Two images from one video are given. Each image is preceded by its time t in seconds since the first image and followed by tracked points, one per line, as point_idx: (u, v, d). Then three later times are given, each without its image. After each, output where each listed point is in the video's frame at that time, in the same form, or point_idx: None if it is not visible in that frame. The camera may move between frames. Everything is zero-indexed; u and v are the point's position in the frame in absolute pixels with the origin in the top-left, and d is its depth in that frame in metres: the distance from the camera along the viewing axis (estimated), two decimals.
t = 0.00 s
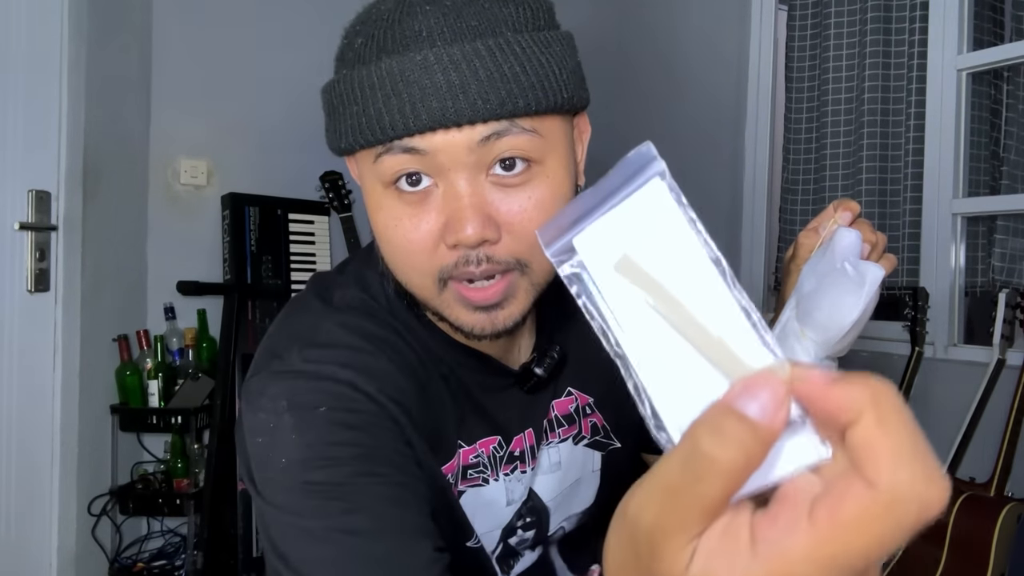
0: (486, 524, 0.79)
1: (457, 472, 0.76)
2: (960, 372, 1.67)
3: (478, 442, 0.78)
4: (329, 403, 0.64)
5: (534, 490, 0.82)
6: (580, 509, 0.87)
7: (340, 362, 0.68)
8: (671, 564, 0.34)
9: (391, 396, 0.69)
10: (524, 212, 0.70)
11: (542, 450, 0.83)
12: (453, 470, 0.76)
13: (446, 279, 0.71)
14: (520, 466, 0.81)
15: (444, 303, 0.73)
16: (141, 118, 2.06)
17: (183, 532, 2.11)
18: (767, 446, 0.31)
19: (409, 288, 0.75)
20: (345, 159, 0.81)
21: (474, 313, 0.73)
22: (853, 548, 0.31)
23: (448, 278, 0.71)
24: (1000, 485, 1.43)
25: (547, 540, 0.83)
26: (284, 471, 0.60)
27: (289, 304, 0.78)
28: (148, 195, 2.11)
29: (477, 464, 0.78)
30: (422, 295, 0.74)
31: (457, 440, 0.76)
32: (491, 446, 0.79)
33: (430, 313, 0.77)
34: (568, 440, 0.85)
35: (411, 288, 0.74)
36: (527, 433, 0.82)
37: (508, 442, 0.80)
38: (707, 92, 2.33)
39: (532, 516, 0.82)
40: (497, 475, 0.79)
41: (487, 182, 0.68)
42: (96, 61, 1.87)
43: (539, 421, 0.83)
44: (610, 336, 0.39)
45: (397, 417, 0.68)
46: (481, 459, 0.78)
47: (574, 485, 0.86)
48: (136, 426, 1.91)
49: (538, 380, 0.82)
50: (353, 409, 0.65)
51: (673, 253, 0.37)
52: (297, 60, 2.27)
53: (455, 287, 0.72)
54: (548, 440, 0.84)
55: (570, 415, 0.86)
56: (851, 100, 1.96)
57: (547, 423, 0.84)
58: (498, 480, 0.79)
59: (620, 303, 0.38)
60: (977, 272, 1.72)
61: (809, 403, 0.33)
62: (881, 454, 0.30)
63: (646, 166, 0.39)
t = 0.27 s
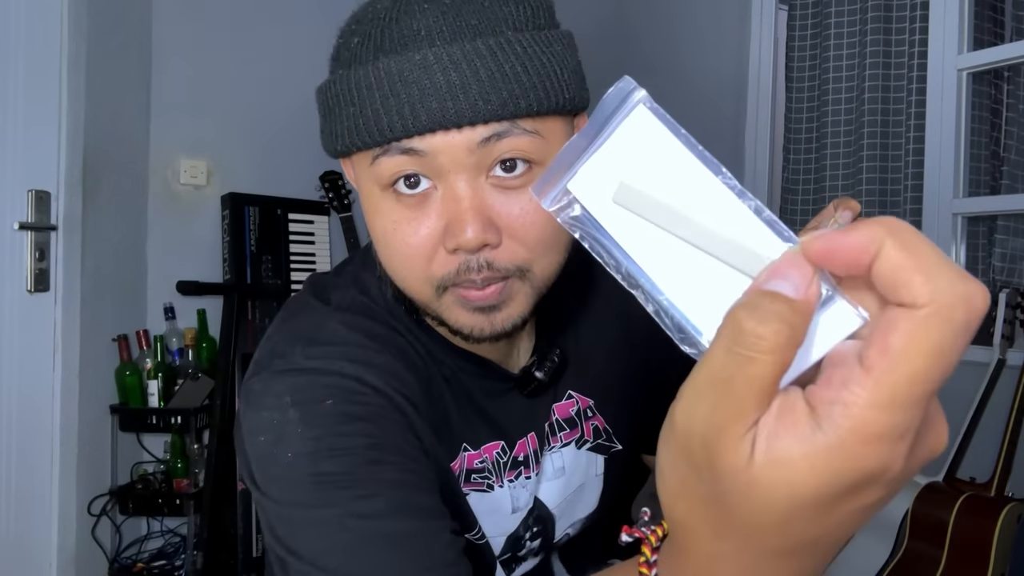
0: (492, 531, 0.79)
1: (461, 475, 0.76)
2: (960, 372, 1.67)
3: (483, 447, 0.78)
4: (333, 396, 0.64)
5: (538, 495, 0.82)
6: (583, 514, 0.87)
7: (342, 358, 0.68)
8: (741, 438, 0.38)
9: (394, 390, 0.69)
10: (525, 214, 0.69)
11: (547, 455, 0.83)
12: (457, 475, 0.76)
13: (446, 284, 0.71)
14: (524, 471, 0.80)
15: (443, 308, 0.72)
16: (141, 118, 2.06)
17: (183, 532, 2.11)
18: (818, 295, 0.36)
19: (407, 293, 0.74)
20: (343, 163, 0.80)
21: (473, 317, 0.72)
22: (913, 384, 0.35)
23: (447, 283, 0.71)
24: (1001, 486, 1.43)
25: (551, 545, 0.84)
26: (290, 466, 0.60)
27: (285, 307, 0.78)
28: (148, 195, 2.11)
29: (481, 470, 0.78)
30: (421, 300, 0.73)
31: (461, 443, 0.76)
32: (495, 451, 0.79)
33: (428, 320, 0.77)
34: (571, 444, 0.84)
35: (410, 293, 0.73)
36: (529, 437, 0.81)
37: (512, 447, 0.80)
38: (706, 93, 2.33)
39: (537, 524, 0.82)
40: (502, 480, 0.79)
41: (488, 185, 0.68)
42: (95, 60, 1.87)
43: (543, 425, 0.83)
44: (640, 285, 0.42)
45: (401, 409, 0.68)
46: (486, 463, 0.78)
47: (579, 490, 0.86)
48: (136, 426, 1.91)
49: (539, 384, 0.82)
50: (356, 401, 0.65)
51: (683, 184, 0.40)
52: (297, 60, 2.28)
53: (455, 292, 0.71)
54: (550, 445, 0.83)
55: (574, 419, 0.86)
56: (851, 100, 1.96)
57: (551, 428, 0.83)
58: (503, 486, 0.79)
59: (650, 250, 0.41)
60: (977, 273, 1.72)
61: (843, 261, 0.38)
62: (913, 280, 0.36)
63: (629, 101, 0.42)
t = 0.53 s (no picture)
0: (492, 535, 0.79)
1: (460, 477, 0.76)
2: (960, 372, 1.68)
3: (481, 449, 0.77)
4: (328, 406, 0.64)
5: (538, 497, 0.82)
6: (583, 516, 0.87)
7: (335, 364, 0.68)
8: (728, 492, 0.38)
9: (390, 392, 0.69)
10: (526, 214, 0.70)
11: (545, 457, 0.83)
12: (456, 477, 0.76)
13: (445, 284, 0.71)
14: (523, 473, 0.80)
15: (442, 308, 0.72)
16: (141, 117, 2.06)
17: (182, 532, 2.11)
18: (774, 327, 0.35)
19: (405, 294, 0.74)
20: (340, 163, 0.80)
21: (473, 316, 0.72)
22: (885, 441, 0.34)
23: (446, 283, 0.71)
24: (1001, 486, 1.43)
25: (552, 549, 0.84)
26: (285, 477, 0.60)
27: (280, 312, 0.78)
28: (148, 195, 2.10)
29: (479, 472, 0.77)
30: (419, 300, 0.73)
31: (460, 446, 0.76)
32: (494, 453, 0.78)
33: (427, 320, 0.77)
34: (569, 445, 0.84)
35: (409, 294, 0.73)
36: (527, 438, 0.81)
37: (511, 449, 0.80)
38: (706, 92, 2.33)
39: (537, 528, 0.82)
40: (501, 483, 0.79)
41: (488, 187, 0.68)
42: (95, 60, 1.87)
43: (541, 426, 0.82)
44: (663, 305, 0.39)
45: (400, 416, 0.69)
46: (484, 465, 0.78)
47: (578, 492, 0.86)
48: (136, 426, 1.91)
49: (537, 385, 0.82)
50: (353, 408, 0.65)
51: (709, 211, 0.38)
52: (297, 60, 2.27)
53: (454, 292, 0.71)
54: (548, 446, 0.83)
55: (573, 419, 0.85)
56: (852, 100, 1.96)
57: (549, 429, 0.83)
58: (502, 488, 0.79)
59: (684, 280, 0.38)
60: (978, 273, 1.72)
61: (784, 310, 0.36)
62: (852, 332, 0.34)
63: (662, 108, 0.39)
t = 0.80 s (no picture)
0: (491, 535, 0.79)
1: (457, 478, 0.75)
2: (960, 372, 1.68)
3: (479, 447, 0.77)
4: (328, 417, 0.64)
5: (536, 497, 0.82)
6: (584, 515, 0.87)
7: (331, 372, 0.67)
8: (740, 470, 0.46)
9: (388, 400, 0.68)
10: (517, 212, 0.70)
11: (543, 455, 0.82)
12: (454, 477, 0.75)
13: (435, 281, 0.71)
14: (522, 472, 0.79)
15: (432, 306, 0.72)
16: (141, 117, 2.06)
17: (182, 532, 2.11)
18: (696, 361, 0.44)
19: (395, 292, 0.74)
20: (333, 161, 0.80)
21: (464, 314, 0.71)
22: (871, 409, 0.44)
23: (436, 280, 0.70)
24: (1001, 486, 1.43)
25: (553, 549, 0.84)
26: (288, 490, 0.61)
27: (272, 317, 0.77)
28: (148, 194, 2.11)
29: (477, 470, 0.77)
30: (410, 298, 0.72)
31: (457, 444, 0.75)
32: (491, 452, 0.78)
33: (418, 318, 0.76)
34: (568, 443, 0.84)
35: (398, 292, 0.73)
36: (524, 437, 0.80)
37: (509, 448, 0.79)
38: (707, 92, 2.33)
39: (538, 528, 0.81)
40: (499, 482, 0.78)
41: (479, 185, 0.69)
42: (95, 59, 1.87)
43: (537, 425, 0.82)
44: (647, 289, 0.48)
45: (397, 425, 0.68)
46: (482, 464, 0.77)
47: (577, 491, 0.86)
48: (136, 425, 1.91)
49: (532, 385, 0.81)
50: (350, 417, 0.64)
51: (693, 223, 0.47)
52: (296, 60, 2.27)
53: (444, 288, 0.71)
54: (547, 446, 0.82)
55: (568, 418, 0.85)
56: (851, 100, 1.96)
57: (545, 428, 0.83)
58: (501, 487, 0.78)
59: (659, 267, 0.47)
60: (977, 273, 1.72)
61: (788, 303, 0.45)
62: (845, 323, 0.44)
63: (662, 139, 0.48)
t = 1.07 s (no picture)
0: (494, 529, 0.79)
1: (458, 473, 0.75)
2: (960, 372, 1.68)
3: (479, 442, 0.77)
4: (339, 417, 0.63)
5: (537, 495, 0.81)
6: (583, 515, 0.87)
7: (334, 372, 0.67)
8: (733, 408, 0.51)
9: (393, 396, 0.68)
10: (518, 207, 0.70)
11: (543, 452, 0.82)
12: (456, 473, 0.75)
13: (437, 275, 0.71)
14: (522, 469, 0.79)
15: (433, 301, 0.72)
16: (141, 117, 2.06)
17: (182, 532, 2.11)
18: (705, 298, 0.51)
19: (396, 287, 0.74)
20: (334, 157, 0.80)
21: (463, 309, 0.71)
22: (848, 356, 0.49)
23: (438, 274, 0.71)
24: (1000, 486, 1.43)
25: (554, 549, 0.83)
26: (307, 490, 0.61)
27: (270, 315, 0.77)
28: (148, 195, 2.11)
29: (476, 464, 0.77)
30: (410, 293, 0.73)
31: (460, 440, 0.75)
32: (491, 448, 0.78)
33: (418, 313, 0.76)
34: (567, 441, 0.84)
35: (400, 286, 0.73)
36: (524, 434, 0.80)
37: (509, 444, 0.79)
38: (706, 93, 2.33)
39: (539, 524, 0.81)
40: (500, 477, 0.78)
41: (481, 179, 0.69)
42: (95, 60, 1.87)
43: (536, 421, 0.82)
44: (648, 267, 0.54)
45: (406, 417, 0.67)
46: (482, 459, 0.77)
47: (577, 489, 0.86)
48: (135, 426, 1.91)
49: (531, 382, 0.81)
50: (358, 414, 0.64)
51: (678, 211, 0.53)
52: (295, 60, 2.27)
53: (445, 282, 0.71)
54: (545, 443, 0.82)
55: (567, 416, 0.85)
56: (851, 100, 1.96)
57: (544, 424, 0.83)
58: (501, 483, 0.78)
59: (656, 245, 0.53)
60: (977, 273, 1.72)
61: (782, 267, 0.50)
62: (829, 283, 0.49)
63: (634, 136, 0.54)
